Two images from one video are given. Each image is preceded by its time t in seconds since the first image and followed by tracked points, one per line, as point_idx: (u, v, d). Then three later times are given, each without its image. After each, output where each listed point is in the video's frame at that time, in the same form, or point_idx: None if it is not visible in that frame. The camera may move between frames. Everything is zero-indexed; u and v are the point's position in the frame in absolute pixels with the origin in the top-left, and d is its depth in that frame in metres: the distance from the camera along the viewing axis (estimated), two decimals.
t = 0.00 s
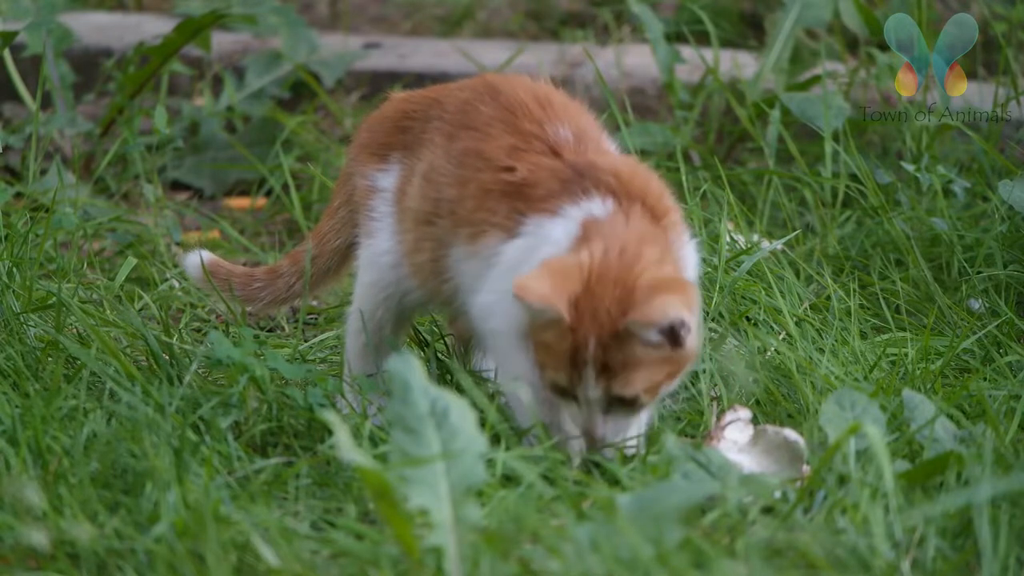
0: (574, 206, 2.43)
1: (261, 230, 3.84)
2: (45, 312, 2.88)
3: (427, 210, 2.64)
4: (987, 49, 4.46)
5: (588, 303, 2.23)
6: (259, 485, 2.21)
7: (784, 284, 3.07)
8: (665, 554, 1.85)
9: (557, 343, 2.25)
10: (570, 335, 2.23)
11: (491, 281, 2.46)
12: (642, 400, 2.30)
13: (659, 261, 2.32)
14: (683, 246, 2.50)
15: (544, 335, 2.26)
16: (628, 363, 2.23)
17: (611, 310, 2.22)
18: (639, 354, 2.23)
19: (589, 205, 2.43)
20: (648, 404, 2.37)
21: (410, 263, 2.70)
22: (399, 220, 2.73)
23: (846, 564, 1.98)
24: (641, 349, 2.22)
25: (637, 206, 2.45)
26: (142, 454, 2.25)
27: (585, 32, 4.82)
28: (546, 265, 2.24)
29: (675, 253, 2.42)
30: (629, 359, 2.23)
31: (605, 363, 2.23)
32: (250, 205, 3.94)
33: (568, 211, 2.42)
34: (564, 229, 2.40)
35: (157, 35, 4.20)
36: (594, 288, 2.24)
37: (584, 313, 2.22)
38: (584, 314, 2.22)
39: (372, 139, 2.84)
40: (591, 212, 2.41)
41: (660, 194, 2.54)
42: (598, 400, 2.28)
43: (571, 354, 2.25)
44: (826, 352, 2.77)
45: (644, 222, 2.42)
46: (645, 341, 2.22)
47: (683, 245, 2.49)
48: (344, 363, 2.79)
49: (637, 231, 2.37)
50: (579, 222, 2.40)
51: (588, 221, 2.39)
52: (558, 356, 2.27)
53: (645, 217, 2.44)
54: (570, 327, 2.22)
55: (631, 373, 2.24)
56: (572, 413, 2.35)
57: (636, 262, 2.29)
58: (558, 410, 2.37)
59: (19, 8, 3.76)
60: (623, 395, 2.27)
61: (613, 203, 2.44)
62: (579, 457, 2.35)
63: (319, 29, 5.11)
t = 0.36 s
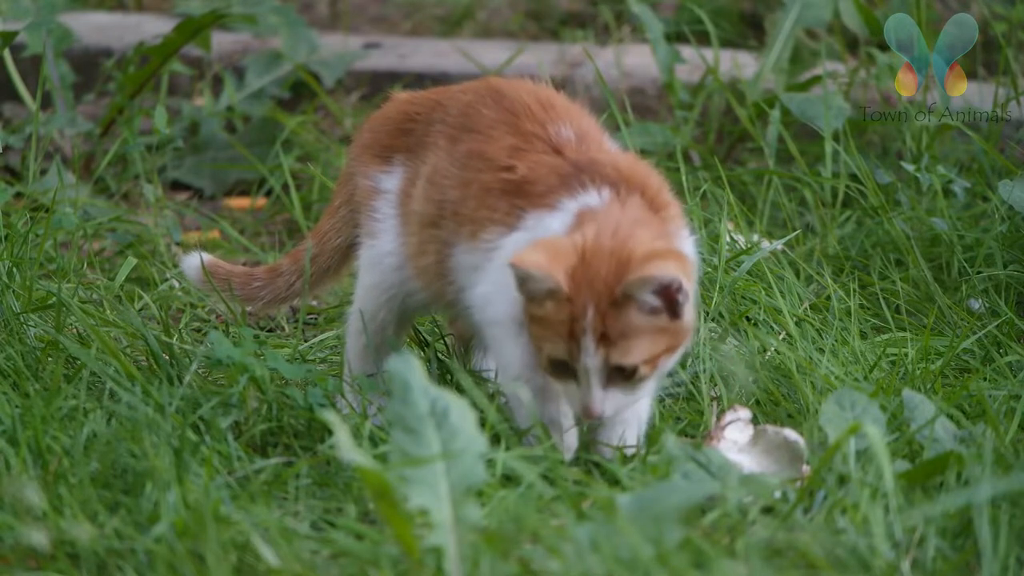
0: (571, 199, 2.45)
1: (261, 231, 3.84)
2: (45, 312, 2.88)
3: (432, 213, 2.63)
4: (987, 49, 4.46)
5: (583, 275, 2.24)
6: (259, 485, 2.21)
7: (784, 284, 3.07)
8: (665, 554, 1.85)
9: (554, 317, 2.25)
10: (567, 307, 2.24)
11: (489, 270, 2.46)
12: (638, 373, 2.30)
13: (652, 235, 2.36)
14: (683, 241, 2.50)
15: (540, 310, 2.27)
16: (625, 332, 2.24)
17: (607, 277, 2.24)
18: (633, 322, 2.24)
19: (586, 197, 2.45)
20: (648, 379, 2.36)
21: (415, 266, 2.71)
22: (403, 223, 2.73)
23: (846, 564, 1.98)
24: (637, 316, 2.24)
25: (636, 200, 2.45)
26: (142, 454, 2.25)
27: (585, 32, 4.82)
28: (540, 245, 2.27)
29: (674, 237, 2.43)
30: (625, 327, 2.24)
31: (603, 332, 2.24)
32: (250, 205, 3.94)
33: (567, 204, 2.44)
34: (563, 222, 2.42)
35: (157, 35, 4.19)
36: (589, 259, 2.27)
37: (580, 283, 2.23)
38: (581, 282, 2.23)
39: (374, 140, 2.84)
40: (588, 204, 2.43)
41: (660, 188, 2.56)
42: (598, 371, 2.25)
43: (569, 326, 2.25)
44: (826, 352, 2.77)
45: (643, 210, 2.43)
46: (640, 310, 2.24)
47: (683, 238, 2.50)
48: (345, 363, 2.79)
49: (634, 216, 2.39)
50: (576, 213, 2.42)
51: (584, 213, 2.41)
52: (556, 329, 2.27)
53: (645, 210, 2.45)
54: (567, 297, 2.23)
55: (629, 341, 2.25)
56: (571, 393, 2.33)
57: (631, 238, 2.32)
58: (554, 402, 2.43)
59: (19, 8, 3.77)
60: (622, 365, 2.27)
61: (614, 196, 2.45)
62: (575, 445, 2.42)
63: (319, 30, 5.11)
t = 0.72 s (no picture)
0: (571, 200, 2.45)
1: (261, 230, 3.84)
2: (45, 312, 2.88)
3: (432, 214, 2.63)
4: (987, 49, 4.46)
5: (583, 275, 2.23)
6: (259, 485, 2.21)
7: (784, 284, 3.07)
8: (665, 554, 1.85)
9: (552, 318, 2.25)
10: (568, 307, 2.23)
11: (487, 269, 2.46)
12: (639, 373, 2.30)
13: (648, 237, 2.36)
14: (683, 242, 2.50)
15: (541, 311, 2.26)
16: (625, 332, 2.24)
17: (607, 277, 2.23)
18: (633, 322, 2.24)
19: (584, 198, 2.44)
20: (649, 380, 2.37)
21: (415, 268, 2.71)
22: (404, 225, 2.74)
23: (846, 564, 1.98)
24: (638, 315, 2.24)
25: (634, 202, 2.45)
26: (142, 454, 2.25)
27: (585, 32, 4.82)
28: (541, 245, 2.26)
29: (670, 240, 2.43)
30: (626, 327, 2.24)
31: (604, 332, 2.23)
32: (251, 205, 3.94)
33: (565, 205, 2.44)
34: (562, 223, 2.42)
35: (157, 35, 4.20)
36: (589, 260, 2.26)
37: (581, 284, 2.22)
38: (581, 284, 2.22)
39: (375, 140, 2.84)
40: (586, 205, 2.43)
41: (660, 188, 2.55)
42: (598, 371, 2.26)
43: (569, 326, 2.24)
44: (826, 352, 2.77)
45: (642, 212, 2.43)
46: (640, 310, 2.24)
47: (683, 240, 2.50)
48: (345, 364, 2.80)
49: (632, 218, 2.39)
50: (575, 215, 2.42)
51: (582, 217, 2.41)
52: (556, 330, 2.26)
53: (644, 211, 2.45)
54: (567, 298, 2.22)
55: (630, 340, 2.25)
56: (571, 396, 2.34)
57: (630, 240, 2.32)
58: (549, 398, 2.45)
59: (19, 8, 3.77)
60: (622, 365, 2.27)
61: (609, 197, 2.45)
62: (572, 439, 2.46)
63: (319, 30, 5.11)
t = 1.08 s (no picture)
0: (567, 213, 2.43)
1: (261, 230, 3.84)
2: (44, 312, 2.88)
3: (429, 219, 2.63)
4: (987, 49, 4.46)
5: (594, 316, 2.22)
6: (259, 485, 2.21)
7: (784, 285, 3.06)
8: (665, 554, 1.85)
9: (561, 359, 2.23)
10: (580, 350, 2.21)
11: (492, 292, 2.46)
12: (650, 412, 2.29)
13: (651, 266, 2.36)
14: (679, 254, 2.48)
15: (555, 357, 2.23)
16: (637, 372, 2.23)
17: (619, 318, 2.21)
18: (644, 361, 2.23)
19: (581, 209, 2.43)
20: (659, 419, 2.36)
21: (415, 271, 2.71)
22: (404, 227, 2.74)
23: (846, 564, 1.98)
24: (649, 351, 2.24)
25: (629, 210, 2.45)
26: (142, 453, 2.25)
27: (585, 32, 4.82)
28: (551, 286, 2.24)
29: (669, 260, 2.43)
30: (637, 367, 2.23)
31: (618, 376, 2.22)
32: (251, 205, 3.94)
33: (561, 217, 2.42)
34: (559, 239, 2.39)
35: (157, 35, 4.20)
36: (598, 298, 2.24)
37: (591, 324, 2.21)
38: (592, 324, 2.21)
39: (377, 142, 2.85)
40: (582, 222, 2.40)
41: (656, 199, 2.53)
42: (615, 416, 2.24)
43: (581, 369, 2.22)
44: (826, 352, 2.77)
45: (638, 223, 2.43)
46: (649, 348, 2.23)
47: (681, 254, 2.50)
48: (346, 364, 2.80)
49: (631, 243, 2.38)
50: (573, 234, 2.39)
51: (580, 232, 2.39)
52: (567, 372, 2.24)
53: (643, 223, 2.44)
54: (579, 340, 2.20)
55: (642, 378, 2.24)
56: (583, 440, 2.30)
57: (634, 274, 2.31)
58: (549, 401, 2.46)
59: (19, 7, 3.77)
60: (637, 408, 2.27)
61: (606, 210, 2.43)
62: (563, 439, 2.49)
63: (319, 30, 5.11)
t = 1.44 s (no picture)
0: (549, 223, 2.44)
1: (261, 230, 3.84)
2: (44, 312, 2.88)
3: (428, 227, 2.64)
4: (987, 49, 4.46)
5: (573, 320, 2.22)
6: (259, 485, 2.21)
7: (784, 285, 3.06)
8: (665, 554, 1.86)
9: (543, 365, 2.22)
10: (562, 353, 2.21)
11: (482, 304, 2.48)
12: (634, 412, 2.29)
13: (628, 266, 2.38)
14: (663, 261, 2.49)
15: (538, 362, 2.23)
16: (619, 372, 2.23)
17: (598, 319, 2.22)
18: (626, 360, 2.24)
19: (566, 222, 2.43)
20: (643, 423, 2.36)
21: (417, 278, 2.72)
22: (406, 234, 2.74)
23: (846, 564, 1.98)
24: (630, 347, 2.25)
25: (616, 222, 2.45)
26: (142, 454, 2.25)
27: (585, 32, 4.82)
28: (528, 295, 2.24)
29: (652, 268, 2.43)
30: (618, 367, 2.23)
31: (600, 376, 2.22)
32: (251, 205, 3.94)
33: (544, 228, 2.43)
34: (541, 249, 2.40)
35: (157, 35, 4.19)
36: (574, 303, 2.25)
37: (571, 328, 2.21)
38: (571, 326, 2.21)
39: (385, 144, 2.85)
40: (565, 233, 2.41)
41: (642, 209, 2.53)
42: (599, 418, 2.23)
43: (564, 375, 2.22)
44: (826, 352, 2.77)
45: (623, 236, 2.43)
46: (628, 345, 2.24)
47: (665, 264, 2.49)
48: (348, 365, 2.80)
49: (609, 253, 2.38)
50: (555, 245, 2.40)
51: (562, 243, 2.40)
52: (551, 380, 2.23)
53: (627, 233, 2.44)
54: (560, 344, 2.20)
55: (625, 376, 2.25)
56: (569, 445, 2.29)
57: (610, 282, 2.32)
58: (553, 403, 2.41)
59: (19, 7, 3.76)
60: (623, 409, 2.26)
61: (591, 220, 2.44)
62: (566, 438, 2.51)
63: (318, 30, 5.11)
